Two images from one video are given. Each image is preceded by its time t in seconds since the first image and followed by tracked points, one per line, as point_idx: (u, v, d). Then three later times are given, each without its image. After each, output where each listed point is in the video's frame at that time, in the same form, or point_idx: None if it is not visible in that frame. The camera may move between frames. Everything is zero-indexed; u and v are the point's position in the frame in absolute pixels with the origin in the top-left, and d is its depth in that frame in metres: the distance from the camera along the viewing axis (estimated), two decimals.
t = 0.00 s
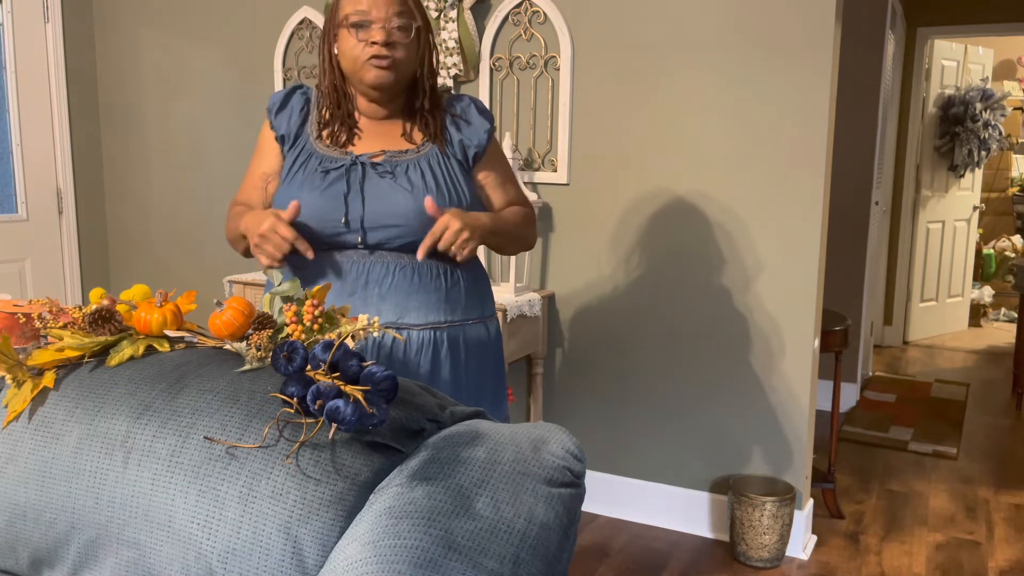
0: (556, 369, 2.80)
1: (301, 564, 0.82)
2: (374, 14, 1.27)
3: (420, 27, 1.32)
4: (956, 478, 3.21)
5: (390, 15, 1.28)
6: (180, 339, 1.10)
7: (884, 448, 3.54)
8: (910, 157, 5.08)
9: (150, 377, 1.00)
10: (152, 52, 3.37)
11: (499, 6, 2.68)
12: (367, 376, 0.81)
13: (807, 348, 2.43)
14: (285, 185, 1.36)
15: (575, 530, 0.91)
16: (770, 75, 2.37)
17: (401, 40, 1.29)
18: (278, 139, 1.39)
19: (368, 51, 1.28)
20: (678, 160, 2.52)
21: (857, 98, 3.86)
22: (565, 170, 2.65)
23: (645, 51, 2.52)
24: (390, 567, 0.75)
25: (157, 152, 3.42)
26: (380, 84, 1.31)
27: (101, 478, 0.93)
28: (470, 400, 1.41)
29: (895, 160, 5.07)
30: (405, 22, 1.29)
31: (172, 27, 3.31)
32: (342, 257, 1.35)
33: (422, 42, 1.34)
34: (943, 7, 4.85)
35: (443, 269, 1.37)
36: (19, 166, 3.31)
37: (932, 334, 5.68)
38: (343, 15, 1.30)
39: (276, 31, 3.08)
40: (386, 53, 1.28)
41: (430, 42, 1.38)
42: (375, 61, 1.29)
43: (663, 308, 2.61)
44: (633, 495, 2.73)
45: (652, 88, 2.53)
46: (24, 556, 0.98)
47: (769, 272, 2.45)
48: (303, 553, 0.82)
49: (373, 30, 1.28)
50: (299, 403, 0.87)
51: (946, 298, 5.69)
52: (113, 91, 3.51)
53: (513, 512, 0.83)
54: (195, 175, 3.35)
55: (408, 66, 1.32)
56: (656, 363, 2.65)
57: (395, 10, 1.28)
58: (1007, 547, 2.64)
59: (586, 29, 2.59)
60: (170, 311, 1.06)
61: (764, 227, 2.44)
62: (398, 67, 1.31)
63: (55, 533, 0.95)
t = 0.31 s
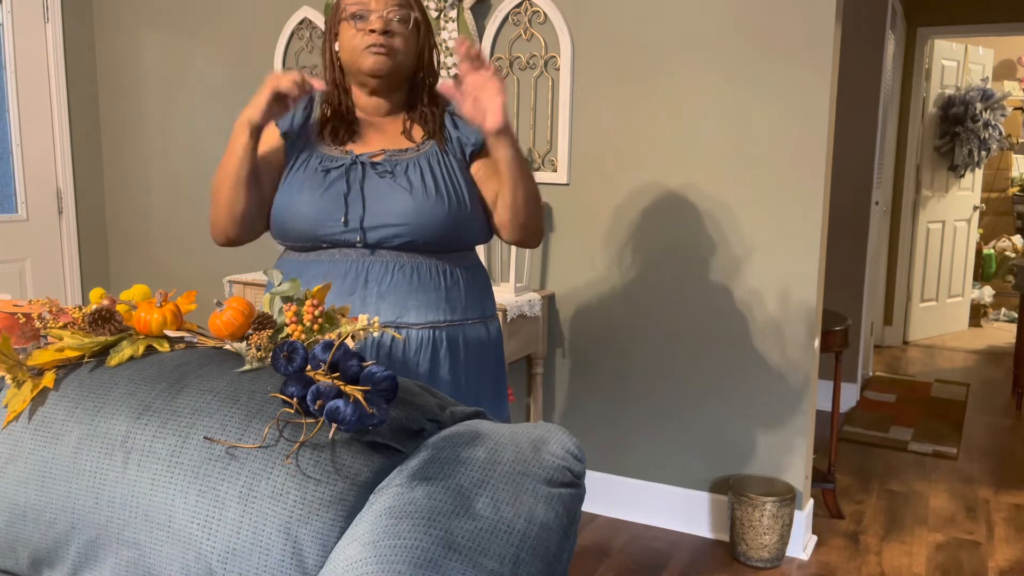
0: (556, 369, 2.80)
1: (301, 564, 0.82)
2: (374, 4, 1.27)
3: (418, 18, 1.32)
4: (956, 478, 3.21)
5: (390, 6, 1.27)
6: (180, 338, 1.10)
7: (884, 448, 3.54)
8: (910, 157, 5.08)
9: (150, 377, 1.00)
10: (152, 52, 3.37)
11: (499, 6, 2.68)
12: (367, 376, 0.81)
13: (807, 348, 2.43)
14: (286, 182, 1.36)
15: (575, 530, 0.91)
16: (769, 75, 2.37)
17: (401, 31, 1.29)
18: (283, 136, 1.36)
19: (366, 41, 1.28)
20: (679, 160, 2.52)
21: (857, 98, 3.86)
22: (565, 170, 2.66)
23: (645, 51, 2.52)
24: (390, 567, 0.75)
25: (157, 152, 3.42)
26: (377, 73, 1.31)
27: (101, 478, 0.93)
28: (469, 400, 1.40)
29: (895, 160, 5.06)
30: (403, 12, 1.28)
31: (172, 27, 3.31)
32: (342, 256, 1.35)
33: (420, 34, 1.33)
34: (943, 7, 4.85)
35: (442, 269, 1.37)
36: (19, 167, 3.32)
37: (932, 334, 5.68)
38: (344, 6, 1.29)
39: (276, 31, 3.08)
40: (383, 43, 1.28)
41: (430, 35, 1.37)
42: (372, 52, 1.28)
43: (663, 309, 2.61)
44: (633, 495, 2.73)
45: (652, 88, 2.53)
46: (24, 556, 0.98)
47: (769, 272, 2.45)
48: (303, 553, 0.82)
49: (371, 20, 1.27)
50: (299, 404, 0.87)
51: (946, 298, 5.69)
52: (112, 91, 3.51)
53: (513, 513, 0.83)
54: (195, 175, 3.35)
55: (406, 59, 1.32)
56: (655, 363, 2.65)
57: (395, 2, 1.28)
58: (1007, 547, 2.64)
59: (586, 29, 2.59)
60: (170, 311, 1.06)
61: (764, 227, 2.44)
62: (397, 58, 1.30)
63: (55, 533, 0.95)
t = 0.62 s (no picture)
0: (556, 369, 2.80)
1: (302, 564, 0.82)
2: (370, 23, 1.28)
3: (415, 35, 1.32)
4: (956, 478, 3.21)
5: (386, 26, 1.29)
6: (180, 339, 1.10)
7: (884, 448, 3.54)
8: (910, 157, 5.08)
9: (150, 377, 1.00)
10: (151, 52, 3.37)
11: (499, 6, 2.68)
12: (367, 376, 0.81)
13: (807, 348, 2.43)
14: (286, 180, 1.36)
15: (575, 530, 0.91)
16: (769, 75, 2.37)
17: (394, 50, 1.30)
18: (281, 136, 1.41)
19: (358, 58, 1.29)
20: (679, 160, 2.52)
21: (857, 98, 3.86)
22: (565, 170, 2.65)
23: (645, 51, 2.52)
24: (390, 567, 0.75)
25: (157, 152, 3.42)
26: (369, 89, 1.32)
27: (101, 478, 0.93)
28: (468, 399, 1.40)
29: (894, 160, 5.07)
30: (396, 30, 1.30)
31: (172, 27, 3.31)
32: (341, 253, 1.34)
33: (417, 50, 1.33)
34: (943, 7, 4.85)
35: (442, 268, 1.37)
36: (19, 167, 3.32)
37: (932, 334, 5.68)
38: (343, 19, 1.31)
39: (276, 31, 3.08)
40: (374, 62, 1.29)
41: (433, 48, 1.37)
42: (362, 70, 1.30)
43: (663, 309, 2.61)
44: (633, 496, 2.73)
45: (652, 89, 2.53)
46: (24, 556, 0.98)
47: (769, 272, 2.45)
48: (303, 553, 0.82)
49: (365, 38, 1.29)
50: (299, 403, 0.87)
51: (946, 298, 5.69)
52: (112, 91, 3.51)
53: (513, 512, 0.83)
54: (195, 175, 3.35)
55: (401, 74, 1.33)
56: (655, 363, 2.65)
57: (391, 20, 1.29)
58: (1007, 547, 2.64)
59: (586, 30, 2.59)
60: (170, 311, 1.06)
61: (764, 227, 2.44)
62: (388, 76, 1.32)
63: (55, 533, 0.95)
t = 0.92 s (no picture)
0: (556, 369, 2.80)
1: (301, 564, 0.82)
2: (380, 11, 1.29)
3: (423, 26, 1.34)
4: (956, 478, 3.21)
5: (396, 13, 1.30)
6: (180, 339, 1.10)
7: (884, 448, 3.54)
8: (910, 157, 5.08)
9: (150, 377, 1.00)
10: (152, 52, 3.37)
11: (499, 6, 2.68)
12: (367, 376, 0.81)
13: (807, 348, 2.43)
14: (288, 182, 1.36)
15: (575, 530, 0.91)
16: (769, 75, 2.37)
17: (404, 37, 1.31)
18: (283, 138, 1.41)
19: (371, 45, 1.29)
20: (679, 160, 2.52)
21: (857, 98, 3.86)
22: (565, 170, 2.65)
23: (645, 51, 2.52)
24: (390, 567, 0.75)
25: (157, 152, 3.42)
26: (380, 79, 1.31)
27: (101, 478, 0.93)
28: (470, 400, 1.40)
29: (894, 160, 5.07)
30: (408, 18, 1.31)
31: (172, 27, 3.31)
32: (343, 255, 1.34)
33: (425, 42, 1.35)
34: (942, 7, 4.85)
35: (443, 270, 1.37)
36: (19, 166, 3.32)
37: (932, 334, 5.68)
38: (349, 13, 1.31)
39: (276, 31, 3.08)
40: (388, 49, 1.29)
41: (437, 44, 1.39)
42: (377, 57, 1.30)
43: (663, 309, 2.61)
44: (633, 496, 2.73)
45: (652, 88, 2.53)
46: (24, 556, 0.98)
47: (769, 272, 2.45)
48: (303, 553, 0.82)
49: (375, 25, 1.29)
50: (299, 403, 0.87)
51: (946, 299, 5.69)
52: (112, 91, 3.51)
53: (513, 512, 0.83)
54: (195, 175, 3.34)
55: (410, 64, 1.33)
56: (655, 363, 2.65)
57: (400, 8, 1.30)
58: (1007, 547, 2.64)
59: (586, 30, 2.59)
60: (170, 311, 1.06)
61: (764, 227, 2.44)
62: (399, 65, 1.32)
63: (55, 533, 0.95)
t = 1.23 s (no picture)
0: (556, 369, 2.80)
1: (301, 563, 0.82)
2: (382, 9, 1.29)
3: (424, 24, 1.34)
4: (956, 478, 3.21)
5: (397, 10, 1.30)
6: (180, 338, 1.10)
7: (884, 448, 3.54)
8: (910, 157, 5.08)
9: (150, 377, 1.00)
10: (152, 51, 3.37)
11: (499, 6, 2.68)
12: (367, 376, 0.81)
13: (807, 348, 2.43)
14: (289, 183, 1.36)
15: (575, 530, 0.91)
16: (769, 75, 2.37)
17: (406, 35, 1.31)
18: (283, 138, 1.40)
19: (373, 43, 1.29)
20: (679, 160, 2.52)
21: (857, 98, 3.86)
22: (564, 170, 2.65)
23: (646, 50, 2.52)
24: (390, 567, 0.75)
25: (157, 152, 3.42)
26: (382, 78, 1.31)
27: (101, 478, 0.93)
28: (469, 401, 1.40)
29: (894, 160, 5.07)
30: (408, 16, 1.31)
31: (172, 26, 3.31)
32: (345, 255, 1.34)
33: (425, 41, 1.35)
34: (943, 7, 4.85)
35: (444, 269, 1.37)
36: (20, 166, 3.33)
37: (932, 335, 5.68)
38: (351, 12, 1.32)
39: (276, 31, 3.08)
40: (389, 46, 1.29)
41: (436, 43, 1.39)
42: (378, 56, 1.30)
43: (663, 309, 2.61)
44: (633, 496, 2.73)
45: (652, 88, 2.53)
46: (24, 556, 0.98)
47: (769, 272, 2.45)
48: (303, 553, 0.82)
49: (376, 22, 1.29)
50: (299, 403, 0.87)
51: (946, 299, 5.68)
52: (112, 91, 3.51)
53: (513, 512, 0.83)
54: (195, 175, 3.34)
55: (411, 62, 1.33)
56: (655, 363, 2.65)
57: (401, 6, 1.31)
58: (1007, 547, 2.64)
59: (586, 29, 2.59)
60: (170, 311, 1.06)
61: (764, 227, 2.44)
62: (401, 62, 1.32)
63: (55, 533, 0.95)
